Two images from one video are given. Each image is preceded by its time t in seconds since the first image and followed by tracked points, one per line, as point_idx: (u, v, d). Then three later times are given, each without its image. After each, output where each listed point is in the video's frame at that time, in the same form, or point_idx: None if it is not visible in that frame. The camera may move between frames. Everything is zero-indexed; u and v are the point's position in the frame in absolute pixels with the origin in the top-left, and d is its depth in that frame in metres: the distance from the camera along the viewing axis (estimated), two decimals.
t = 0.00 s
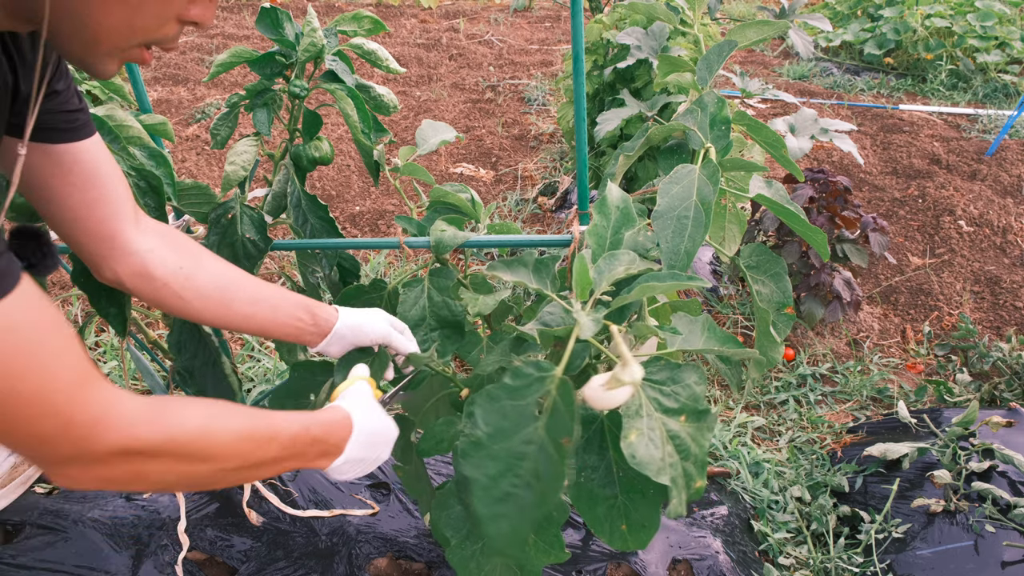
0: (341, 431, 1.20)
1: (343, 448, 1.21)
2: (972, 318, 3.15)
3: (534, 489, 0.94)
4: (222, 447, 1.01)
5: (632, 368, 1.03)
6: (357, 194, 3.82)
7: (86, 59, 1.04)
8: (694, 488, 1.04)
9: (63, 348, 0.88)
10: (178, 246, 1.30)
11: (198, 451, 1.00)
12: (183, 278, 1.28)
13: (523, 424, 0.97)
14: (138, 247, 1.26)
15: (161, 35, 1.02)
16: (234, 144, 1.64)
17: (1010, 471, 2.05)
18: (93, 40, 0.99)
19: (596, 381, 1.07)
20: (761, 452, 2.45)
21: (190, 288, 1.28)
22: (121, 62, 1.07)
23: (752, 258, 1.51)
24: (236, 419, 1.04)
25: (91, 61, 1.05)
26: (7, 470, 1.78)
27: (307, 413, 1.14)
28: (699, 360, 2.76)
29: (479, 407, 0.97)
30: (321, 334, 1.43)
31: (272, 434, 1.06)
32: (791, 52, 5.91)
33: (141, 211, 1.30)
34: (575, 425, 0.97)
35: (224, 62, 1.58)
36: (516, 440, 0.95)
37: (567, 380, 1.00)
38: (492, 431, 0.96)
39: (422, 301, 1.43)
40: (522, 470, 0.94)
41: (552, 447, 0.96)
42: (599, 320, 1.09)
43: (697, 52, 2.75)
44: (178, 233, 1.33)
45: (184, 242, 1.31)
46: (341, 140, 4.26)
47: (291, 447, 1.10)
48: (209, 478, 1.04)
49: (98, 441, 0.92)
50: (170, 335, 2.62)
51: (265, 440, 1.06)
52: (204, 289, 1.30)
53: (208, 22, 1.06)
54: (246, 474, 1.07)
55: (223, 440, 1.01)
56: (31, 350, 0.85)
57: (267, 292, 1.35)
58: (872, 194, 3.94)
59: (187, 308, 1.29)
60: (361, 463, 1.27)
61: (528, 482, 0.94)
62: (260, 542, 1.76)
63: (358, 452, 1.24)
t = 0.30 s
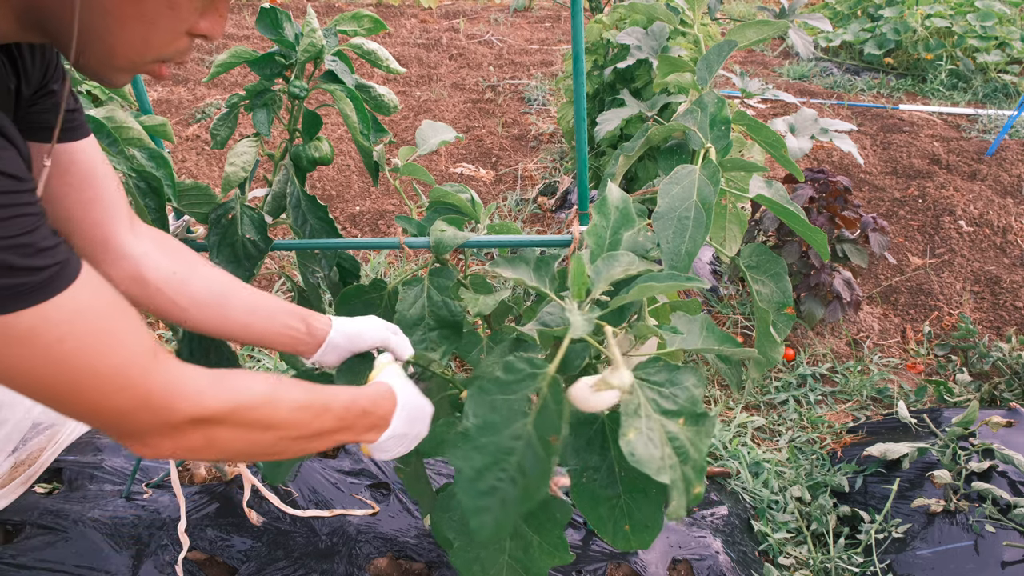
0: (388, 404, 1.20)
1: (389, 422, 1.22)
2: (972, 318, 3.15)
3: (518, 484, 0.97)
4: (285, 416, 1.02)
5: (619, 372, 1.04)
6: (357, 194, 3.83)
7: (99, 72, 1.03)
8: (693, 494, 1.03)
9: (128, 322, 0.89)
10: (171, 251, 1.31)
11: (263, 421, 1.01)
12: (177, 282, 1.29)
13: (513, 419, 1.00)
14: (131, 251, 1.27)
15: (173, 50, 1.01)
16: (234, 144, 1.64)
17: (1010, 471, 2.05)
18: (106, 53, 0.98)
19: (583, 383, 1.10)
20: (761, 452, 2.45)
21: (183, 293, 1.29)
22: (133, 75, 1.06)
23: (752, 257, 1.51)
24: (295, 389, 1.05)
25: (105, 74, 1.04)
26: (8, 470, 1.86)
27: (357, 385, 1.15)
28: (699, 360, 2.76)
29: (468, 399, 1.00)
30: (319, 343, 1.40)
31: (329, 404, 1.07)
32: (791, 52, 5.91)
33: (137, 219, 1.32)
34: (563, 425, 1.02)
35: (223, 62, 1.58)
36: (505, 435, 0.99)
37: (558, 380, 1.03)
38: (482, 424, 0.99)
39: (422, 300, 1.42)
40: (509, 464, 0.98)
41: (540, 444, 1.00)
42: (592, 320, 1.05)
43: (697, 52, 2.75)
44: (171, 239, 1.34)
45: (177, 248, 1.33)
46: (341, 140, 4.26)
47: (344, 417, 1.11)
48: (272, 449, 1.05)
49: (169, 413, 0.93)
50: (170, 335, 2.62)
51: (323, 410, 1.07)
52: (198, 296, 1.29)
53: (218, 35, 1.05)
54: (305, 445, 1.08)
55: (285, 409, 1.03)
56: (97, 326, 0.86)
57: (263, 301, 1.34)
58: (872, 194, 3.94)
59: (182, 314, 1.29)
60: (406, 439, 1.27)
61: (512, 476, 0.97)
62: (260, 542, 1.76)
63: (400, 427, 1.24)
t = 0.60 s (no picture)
0: (405, 390, 1.18)
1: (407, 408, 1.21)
2: (972, 318, 3.15)
3: (539, 491, 0.98)
4: (298, 406, 1.01)
5: (634, 369, 1.01)
6: (357, 194, 3.83)
7: (98, 67, 1.03)
8: (700, 489, 1.05)
9: (134, 314, 0.88)
10: (164, 255, 1.33)
11: (275, 412, 1.00)
12: (167, 285, 1.29)
13: (529, 425, 1.01)
14: (122, 254, 1.29)
15: (172, 43, 1.01)
16: (233, 144, 1.64)
17: (1010, 471, 2.05)
18: (104, 48, 0.97)
19: (601, 383, 1.06)
20: (761, 452, 2.45)
21: (175, 296, 1.29)
22: (133, 69, 1.05)
23: (752, 257, 1.51)
24: (308, 379, 1.03)
25: (103, 70, 1.03)
26: (8, 470, 1.86)
27: (373, 373, 1.13)
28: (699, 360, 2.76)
29: (483, 410, 1.00)
30: (310, 344, 1.40)
31: (343, 392, 1.06)
32: (791, 52, 5.92)
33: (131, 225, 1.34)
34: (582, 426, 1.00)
35: (223, 62, 1.58)
36: (522, 443, 1.00)
37: (573, 382, 1.04)
38: (498, 433, 1.00)
39: (422, 300, 1.42)
40: (529, 471, 0.99)
41: (558, 447, 1.00)
42: (604, 319, 1.07)
43: (697, 52, 2.75)
44: (164, 244, 1.35)
45: (169, 252, 1.34)
46: (341, 140, 4.26)
47: (359, 405, 1.08)
48: (285, 439, 1.04)
49: (177, 407, 0.92)
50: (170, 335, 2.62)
51: (337, 398, 1.05)
52: (190, 300, 1.30)
53: (218, 30, 1.05)
54: (319, 434, 1.06)
55: (297, 399, 1.01)
56: (103, 318, 0.85)
57: (257, 306, 1.34)
58: (872, 194, 3.94)
59: (175, 318, 1.30)
60: (423, 426, 1.26)
61: (533, 484, 0.99)
62: (260, 542, 1.76)
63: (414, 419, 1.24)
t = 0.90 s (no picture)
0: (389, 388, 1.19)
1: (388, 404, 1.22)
2: (972, 318, 3.15)
3: (522, 485, 0.98)
4: (279, 412, 1.02)
5: (626, 371, 1.03)
6: (357, 194, 3.83)
7: (99, 67, 1.03)
8: (694, 496, 1.04)
9: (119, 323, 0.88)
10: (169, 254, 1.32)
11: (255, 417, 1.00)
12: (171, 279, 1.29)
13: (516, 420, 1.01)
14: (123, 251, 1.28)
15: (174, 44, 1.01)
16: (233, 144, 1.64)
17: (1010, 471, 2.05)
18: (106, 49, 0.97)
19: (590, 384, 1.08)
20: (761, 452, 2.45)
21: (179, 291, 1.29)
22: (135, 70, 1.06)
23: (752, 257, 1.51)
24: (290, 385, 1.04)
25: (104, 70, 1.04)
26: (8, 470, 1.85)
27: (354, 372, 1.14)
28: (699, 360, 2.76)
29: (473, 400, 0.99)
30: (315, 339, 1.41)
31: (322, 398, 1.07)
32: (791, 52, 5.92)
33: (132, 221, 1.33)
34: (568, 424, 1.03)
35: (223, 62, 1.58)
36: (508, 436, 0.99)
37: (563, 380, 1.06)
38: (485, 426, 0.99)
39: (424, 295, 1.42)
40: (513, 465, 0.98)
41: (543, 444, 1.00)
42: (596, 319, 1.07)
43: (697, 52, 2.75)
44: (165, 240, 1.35)
45: (171, 249, 1.34)
46: (341, 140, 4.26)
47: (338, 407, 1.09)
48: (265, 444, 1.04)
49: (159, 418, 0.92)
50: (170, 335, 2.62)
51: (317, 403, 1.06)
52: (194, 294, 1.30)
53: (219, 29, 1.06)
54: (300, 437, 1.07)
55: (278, 406, 1.01)
56: (96, 325, 0.85)
57: (259, 299, 1.34)
58: (872, 194, 3.94)
59: (178, 315, 1.30)
60: (404, 423, 1.27)
61: (517, 478, 0.98)
62: (260, 542, 1.76)
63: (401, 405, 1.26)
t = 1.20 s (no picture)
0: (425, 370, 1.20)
1: (424, 387, 1.23)
2: (972, 318, 3.15)
3: (517, 482, 1.01)
4: (328, 378, 1.03)
5: (626, 374, 1.06)
6: (357, 194, 3.83)
7: (99, 71, 1.02)
8: (694, 499, 1.04)
9: (172, 287, 0.89)
10: (168, 252, 1.34)
11: (306, 382, 1.01)
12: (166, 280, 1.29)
13: (516, 418, 1.04)
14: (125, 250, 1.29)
15: (174, 48, 1.01)
16: (233, 144, 1.64)
17: (1010, 471, 2.05)
18: (106, 53, 0.97)
19: (592, 385, 1.10)
20: (761, 452, 2.45)
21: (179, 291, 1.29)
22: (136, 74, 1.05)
23: (752, 257, 1.51)
24: (338, 353, 1.05)
25: (104, 74, 1.03)
26: (8, 470, 1.88)
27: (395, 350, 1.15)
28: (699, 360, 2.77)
29: (475, 396, 1.02)
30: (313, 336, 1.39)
31: (369, 367, 1.07)
32: (791, 52, 5.92)
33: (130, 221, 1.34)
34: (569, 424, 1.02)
35: (224, 62, 1.58)
36: (507, 433, 1.02)
37: (565, 381, 1.06)
38: (484, 421, 1.02)
39: (428, 294, 1.42)
40: (510, 461, 1.01)
41: (542, 443, 1.03)
42: (602, 319, 1.08)
43: (697, 51, 2.75)
44: (165, 241, 1.36)
45: (171, 250, 1.34)
46: (341, 141, 4.26)
47: (382, 379, 1.10)
48: (314, 411, 1.05)
49: (216, 375, 0.93)
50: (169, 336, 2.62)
51: (364, 372, 1.07)
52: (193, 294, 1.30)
53: (219, 35, 1.04)
54: (346, 407, 1.08)
55: (327, 372, 1.02)
56: (141, 296, 0.85)
57: (260, 297, 1.34)
58: (872, 194, 3.94)
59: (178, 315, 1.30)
60: (439, 409, 1.28)
61: (512, 474, 1.01)
62: (260, 542, 1.76)
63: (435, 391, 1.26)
